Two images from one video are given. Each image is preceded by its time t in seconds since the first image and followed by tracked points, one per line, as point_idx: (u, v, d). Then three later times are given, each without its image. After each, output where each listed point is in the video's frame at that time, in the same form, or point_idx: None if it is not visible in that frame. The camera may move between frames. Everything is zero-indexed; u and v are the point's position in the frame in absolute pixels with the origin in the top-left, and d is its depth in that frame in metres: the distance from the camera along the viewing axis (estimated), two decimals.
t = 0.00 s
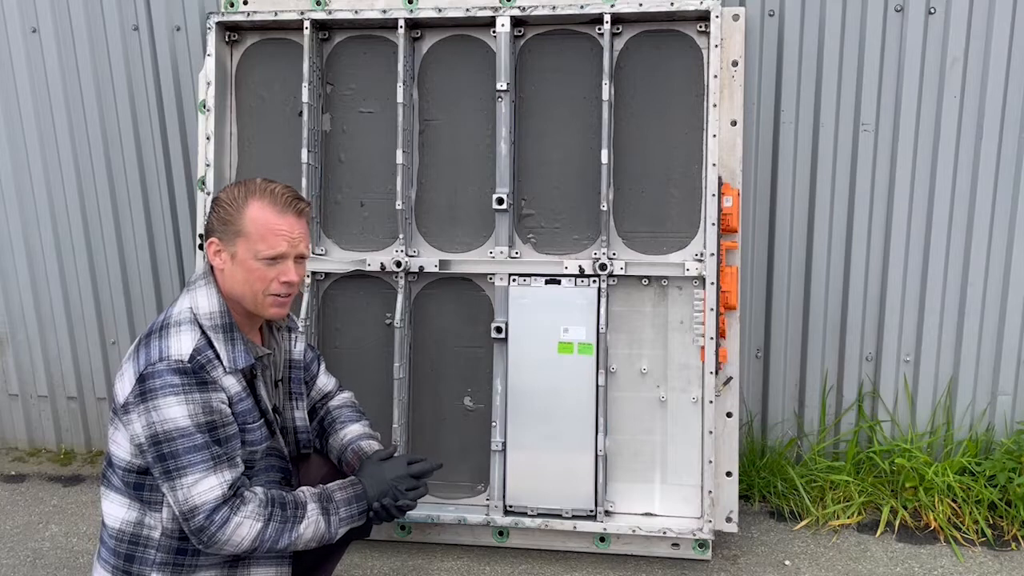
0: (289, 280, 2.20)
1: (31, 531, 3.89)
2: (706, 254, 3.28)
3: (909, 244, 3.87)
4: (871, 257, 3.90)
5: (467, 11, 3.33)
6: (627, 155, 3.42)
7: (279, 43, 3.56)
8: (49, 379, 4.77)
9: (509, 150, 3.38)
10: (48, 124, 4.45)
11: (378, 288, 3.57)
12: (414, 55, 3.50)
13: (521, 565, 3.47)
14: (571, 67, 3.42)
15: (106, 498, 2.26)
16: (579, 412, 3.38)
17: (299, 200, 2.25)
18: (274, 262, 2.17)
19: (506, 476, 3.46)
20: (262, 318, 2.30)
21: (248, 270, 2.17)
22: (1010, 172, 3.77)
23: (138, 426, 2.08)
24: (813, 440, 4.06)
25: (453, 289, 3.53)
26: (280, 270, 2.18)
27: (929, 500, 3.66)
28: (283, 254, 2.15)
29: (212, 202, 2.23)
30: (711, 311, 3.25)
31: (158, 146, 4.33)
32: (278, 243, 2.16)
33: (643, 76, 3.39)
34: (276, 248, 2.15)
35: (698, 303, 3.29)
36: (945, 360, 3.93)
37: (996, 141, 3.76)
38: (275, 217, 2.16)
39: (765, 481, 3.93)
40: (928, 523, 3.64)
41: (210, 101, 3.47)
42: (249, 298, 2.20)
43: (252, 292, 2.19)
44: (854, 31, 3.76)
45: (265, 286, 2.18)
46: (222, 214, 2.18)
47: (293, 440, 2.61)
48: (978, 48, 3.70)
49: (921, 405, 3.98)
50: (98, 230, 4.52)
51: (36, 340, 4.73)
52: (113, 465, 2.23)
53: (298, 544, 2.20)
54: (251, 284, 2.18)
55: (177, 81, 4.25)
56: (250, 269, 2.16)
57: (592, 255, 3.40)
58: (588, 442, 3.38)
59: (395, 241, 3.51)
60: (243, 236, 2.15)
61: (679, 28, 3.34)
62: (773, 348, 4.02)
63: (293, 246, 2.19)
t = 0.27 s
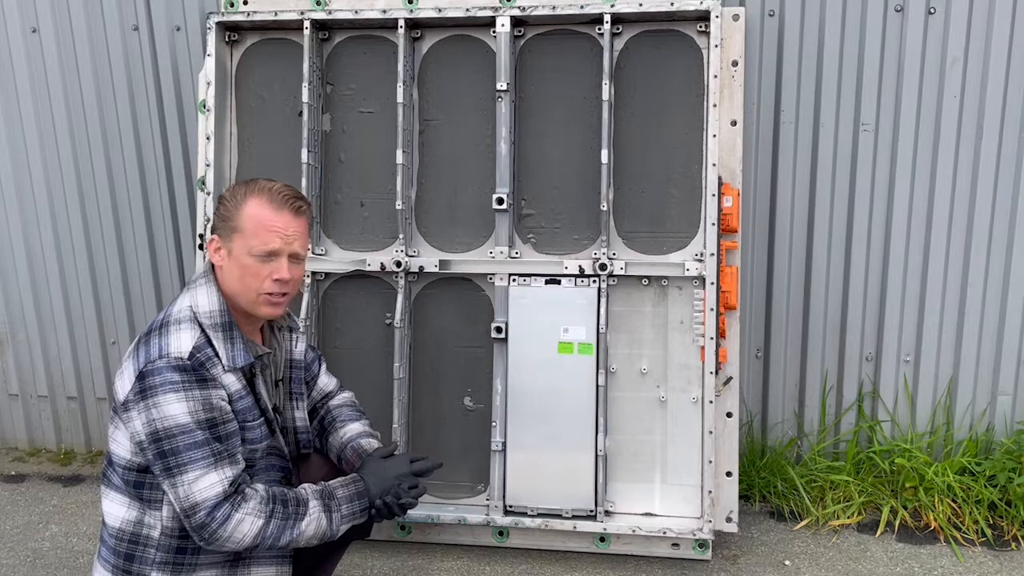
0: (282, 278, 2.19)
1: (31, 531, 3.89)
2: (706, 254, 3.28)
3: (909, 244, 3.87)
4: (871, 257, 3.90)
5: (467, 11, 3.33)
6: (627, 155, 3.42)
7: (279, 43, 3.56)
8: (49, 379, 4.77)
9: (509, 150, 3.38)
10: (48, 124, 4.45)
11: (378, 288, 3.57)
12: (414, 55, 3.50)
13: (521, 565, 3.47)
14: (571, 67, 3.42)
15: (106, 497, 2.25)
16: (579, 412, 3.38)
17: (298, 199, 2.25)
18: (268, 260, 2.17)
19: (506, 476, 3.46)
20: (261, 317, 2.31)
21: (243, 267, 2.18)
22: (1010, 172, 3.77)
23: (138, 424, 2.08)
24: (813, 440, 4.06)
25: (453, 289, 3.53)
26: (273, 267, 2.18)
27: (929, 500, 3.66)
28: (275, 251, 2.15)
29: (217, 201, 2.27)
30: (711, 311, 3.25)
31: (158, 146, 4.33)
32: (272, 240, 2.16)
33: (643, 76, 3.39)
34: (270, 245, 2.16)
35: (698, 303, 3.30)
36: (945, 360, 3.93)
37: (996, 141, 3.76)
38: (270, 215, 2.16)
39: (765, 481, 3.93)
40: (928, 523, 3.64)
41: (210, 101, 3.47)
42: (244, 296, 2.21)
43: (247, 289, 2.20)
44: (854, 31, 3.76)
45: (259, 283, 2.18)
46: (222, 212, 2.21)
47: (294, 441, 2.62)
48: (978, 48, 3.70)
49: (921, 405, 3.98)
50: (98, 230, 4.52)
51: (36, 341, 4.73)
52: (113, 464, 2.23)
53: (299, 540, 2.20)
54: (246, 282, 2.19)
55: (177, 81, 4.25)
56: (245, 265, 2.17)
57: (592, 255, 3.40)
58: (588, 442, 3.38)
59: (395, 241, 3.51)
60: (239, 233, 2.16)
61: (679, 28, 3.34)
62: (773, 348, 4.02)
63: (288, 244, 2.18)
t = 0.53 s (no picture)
0: (283, 280, 2.19)
1: (31, 531, 3.89)
2: (706, 254, 3.28)
3: (909, 244, 3.87)
4: (871, 257, 3.90)
5: (467, 11, 3.33)
6: (627, 155, 3.42)
7: (279, 43, 3.56)
8: (49, 379, 4.77)
9: (509, 150, 3.38)
10: (48, 124, 4.44)
11: (378, 288, 3.57)
12: (414, 55, 3.50)
13: (521, 565, 3.47)
14: (572, 67, 3.42)
15: (108, 496, 2.25)
16: (579, 412, 3.38)
17: (306, 202, 2.24)
18: (269, 261, 2.17)
19: (506, 475, 3.46)
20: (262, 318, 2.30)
21: (244, 267, 2.18)
22: (1010, 172, 3.77)
23: (141, 423, 2.09)
24: (813, 440, 4.06)
25: (453, 289, 3.53)
26: (274, 269, 2.18)
27: (929, 500, 3.66)
28: (276, 253, 2.15)
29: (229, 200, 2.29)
30: (711, 311, 3.25)
31: (158, 146, 4.33)
32: (275, 242, 2.16)
33: (643, 76, 3.39)
34: (271, 246, 2.16)
35: (698, 303, 3.30)
36: (945, 360, 3.93)
37: (996, 141, 3.76)
38: (275, 216, 2.16)
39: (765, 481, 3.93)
40: (928, 523, 3.64)
41: (210, 101, 3.47)
42: (245, 296, 2.21)
43: (247, 290, 2.20)
44: (854, 31, 3.76)
45: (258, 284, 2.18)
46: (229, 211, 2.22)
47: (294, 441, 2.61)
48: (979, 48, 3.70)
49: (921, 405, 3.98)
50: (98, 230, 4.52)
51: (36, 341, 4.73)
52: (115, 463, 2.23)
53: (300, 538, 2.20)
54: (247, 282, 2.19)
55: (177, 80, 4.25)
56: (246, 266, 2.18)
57: (592, 255, 3.40)
58: (588, 442, 3.38)
59: (395, 241, 3.51)
60: (242, 233, 2.17)
61: (679, 28, 3.34)
62: (774, 348, 4.02)
63: (290, 247, 2.18)
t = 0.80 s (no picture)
0: (286, 278, 2.19)
1: (31, 531, 3.89)
2: (706, 254, 3.27)
3: (909, 244, 3.87)
4: (871, 257, 3.89)
5: (467, 11, 3.33)
6: (627, 155, 3.42)
7: (279, 43, 3.56)
8: (49, 379, 4.77)
9: (509, 150, 3.38)
10: (48, 124, 4.44)
11: (378, 288, 3.57)
12: (414, 55, 3.50)
13: (521, 564, 3.47)
14: (572, 67, 3.42)
15: (111, 495, 2.25)
16: (579, 412, 3.38)
17: (307, 201, 2.25)
18: (273, 260, 2.17)
19: (506, 475, 3.46)
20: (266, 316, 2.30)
21: (247, 266, 2.18)
22: (1010, 172, 3.77)
23: (147, 421, 2.09)
24: (813, 440, 4.06)
25: (453, 289, 3.53)
26: (278, 267, 2.18)
27: (929, 500, 3.66)
28: (279, 251, 2.15)
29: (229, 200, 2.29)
30: (711, 311, 3.25)
31: (158, 146, 4.33)
32: (278, 240, 2.16)
33: (643, 76, 3.39)
34: (275, 244, 2.16)
35: (698, 303, 3.29)
36: (945, 360, 3.93)
37: (996, 141, 3.76)
38: (278, 215, 2.17)
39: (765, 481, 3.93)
40: (928, 523, 3.64)
41: (210, 101, 3.47)
42: (248, 294, 2.21)
43: (251, 288, 2.20)
44: (854, 31, 3.75)
45: (262, 282, 2.18)
46: (231, 211, 2.22)
47: (295, 441, 2.59)
48: (978, 48, 3.70)
49: (921, 404, 3.98)
50: (98, 230, 4.52)
51: (36, 341, 4.73)
52: (119, 462, 2.22)
53: (306, 535, 2.20)
54: (250, 281, 2.19)
55: (177, 80, 4.25)
56: (250, 264, 2.17)
57: (592, 255, 3.40)
58: (587, 442, 3.38)
59: (395, 241, 3.51)
60: (246, 232, 2.17)
61: (679, 28, 3.34)
62: (774, 348, 4.02)
63: (293, 245, 2.18)
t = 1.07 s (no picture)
0: (301, 279, 2.19)
1: (31, 531, 3.89)
2: (706, 254, 3.28)
3: (909, 244, 3.87)
4: (871, 257, 3.90)
5: (467, 11, 3.33)
6: (627, 155, 3.42)
7: (279, 43, 3.56)
8: (49, 379, 4.77)
9: (509, 150, 3.38)
10: (48, 124, 4.44)
11: (378, 288, 3.57)
12: (414, 55, 3.50)
13: (521, 565, 3.47)
14: (572, 67, 3.42)
15: (110, 494, 2.25)
16: (579, 412, 3.38)
17: (311, 201, 2.24)
18: (288, 262, 2.16)
19: (506, 475, 3.46)
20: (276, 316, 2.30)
21: (262, 269, 2.16)
22: (1010, 172, 3.77)
23: (147, 418, 2.09)
24: (813, 440, 4.06)
25: (453, 289, 3.53)
26: (293, 269, 2.18)
27: (929, 500, 3.66)
28: (296, 253, 2.14)
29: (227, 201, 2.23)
30: (711, 311, 3.25)
31: (158, 146, 4.33)
32: (293, 242, 2.15)
33: (643, 76, 3.39)
34: (290, 247, 2.15)
35: (698, 303, 3.29)
36: (945, 360, 3.93)
37: (996, 141, 3.76)
38: (289, 217, 2.15)
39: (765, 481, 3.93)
40: (928, 523, 3.64)
41: (210, 101, 3.47)
42: (263, 297, 2.20)
43: (267, 291, 2.19)
44: (854, 31, 3.76)
45: (279, 285, 2.18)
46: (237, 214, 2.17)
47: (295, 440, 2.58)
48: (979, 47, 3.70)
49: (921, 404, 3.98)
50: (98, 231, 4.52)
51: (36, 341, 4.73)
52: (119, 461, 2.22)
53: (306, 533, 2.20)
54: (266, 284, 2.18)
55: (177, 80, 4.25)
56: (264, 268, 2.15)
57: (592, 255, 3.40)
58: (587, 442, 3.38)
59: (395, 241, 3.51)
60: (257, 235, 2.14)
61: (679, 28, 3.34)
62: (773, 348, 4.02)
63: (306, 246, 2.18)
